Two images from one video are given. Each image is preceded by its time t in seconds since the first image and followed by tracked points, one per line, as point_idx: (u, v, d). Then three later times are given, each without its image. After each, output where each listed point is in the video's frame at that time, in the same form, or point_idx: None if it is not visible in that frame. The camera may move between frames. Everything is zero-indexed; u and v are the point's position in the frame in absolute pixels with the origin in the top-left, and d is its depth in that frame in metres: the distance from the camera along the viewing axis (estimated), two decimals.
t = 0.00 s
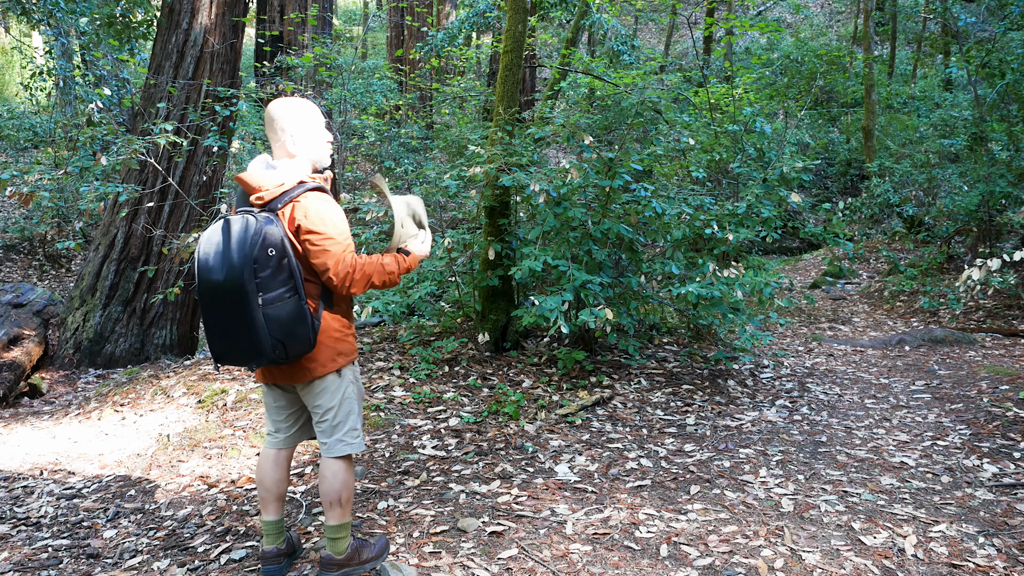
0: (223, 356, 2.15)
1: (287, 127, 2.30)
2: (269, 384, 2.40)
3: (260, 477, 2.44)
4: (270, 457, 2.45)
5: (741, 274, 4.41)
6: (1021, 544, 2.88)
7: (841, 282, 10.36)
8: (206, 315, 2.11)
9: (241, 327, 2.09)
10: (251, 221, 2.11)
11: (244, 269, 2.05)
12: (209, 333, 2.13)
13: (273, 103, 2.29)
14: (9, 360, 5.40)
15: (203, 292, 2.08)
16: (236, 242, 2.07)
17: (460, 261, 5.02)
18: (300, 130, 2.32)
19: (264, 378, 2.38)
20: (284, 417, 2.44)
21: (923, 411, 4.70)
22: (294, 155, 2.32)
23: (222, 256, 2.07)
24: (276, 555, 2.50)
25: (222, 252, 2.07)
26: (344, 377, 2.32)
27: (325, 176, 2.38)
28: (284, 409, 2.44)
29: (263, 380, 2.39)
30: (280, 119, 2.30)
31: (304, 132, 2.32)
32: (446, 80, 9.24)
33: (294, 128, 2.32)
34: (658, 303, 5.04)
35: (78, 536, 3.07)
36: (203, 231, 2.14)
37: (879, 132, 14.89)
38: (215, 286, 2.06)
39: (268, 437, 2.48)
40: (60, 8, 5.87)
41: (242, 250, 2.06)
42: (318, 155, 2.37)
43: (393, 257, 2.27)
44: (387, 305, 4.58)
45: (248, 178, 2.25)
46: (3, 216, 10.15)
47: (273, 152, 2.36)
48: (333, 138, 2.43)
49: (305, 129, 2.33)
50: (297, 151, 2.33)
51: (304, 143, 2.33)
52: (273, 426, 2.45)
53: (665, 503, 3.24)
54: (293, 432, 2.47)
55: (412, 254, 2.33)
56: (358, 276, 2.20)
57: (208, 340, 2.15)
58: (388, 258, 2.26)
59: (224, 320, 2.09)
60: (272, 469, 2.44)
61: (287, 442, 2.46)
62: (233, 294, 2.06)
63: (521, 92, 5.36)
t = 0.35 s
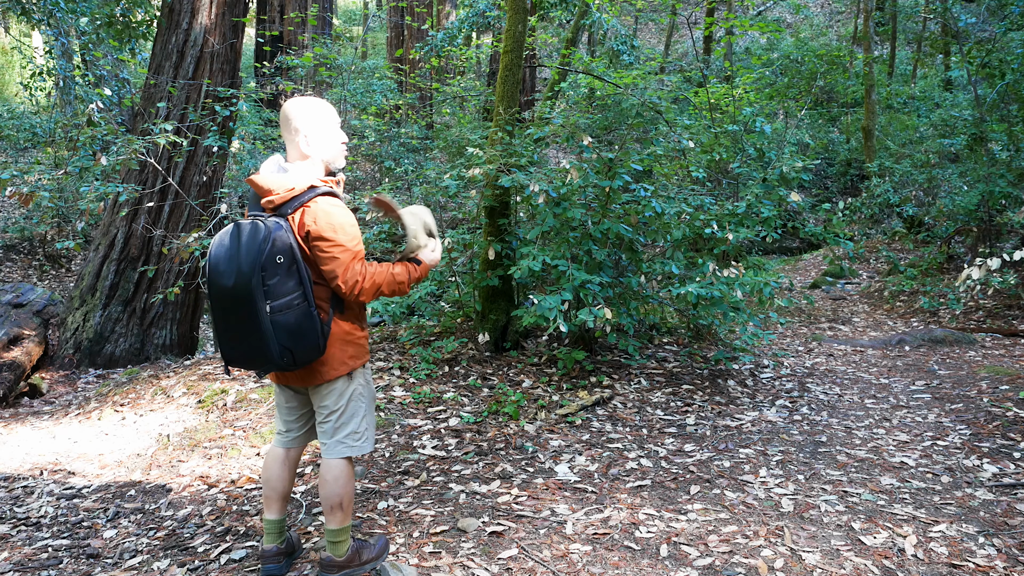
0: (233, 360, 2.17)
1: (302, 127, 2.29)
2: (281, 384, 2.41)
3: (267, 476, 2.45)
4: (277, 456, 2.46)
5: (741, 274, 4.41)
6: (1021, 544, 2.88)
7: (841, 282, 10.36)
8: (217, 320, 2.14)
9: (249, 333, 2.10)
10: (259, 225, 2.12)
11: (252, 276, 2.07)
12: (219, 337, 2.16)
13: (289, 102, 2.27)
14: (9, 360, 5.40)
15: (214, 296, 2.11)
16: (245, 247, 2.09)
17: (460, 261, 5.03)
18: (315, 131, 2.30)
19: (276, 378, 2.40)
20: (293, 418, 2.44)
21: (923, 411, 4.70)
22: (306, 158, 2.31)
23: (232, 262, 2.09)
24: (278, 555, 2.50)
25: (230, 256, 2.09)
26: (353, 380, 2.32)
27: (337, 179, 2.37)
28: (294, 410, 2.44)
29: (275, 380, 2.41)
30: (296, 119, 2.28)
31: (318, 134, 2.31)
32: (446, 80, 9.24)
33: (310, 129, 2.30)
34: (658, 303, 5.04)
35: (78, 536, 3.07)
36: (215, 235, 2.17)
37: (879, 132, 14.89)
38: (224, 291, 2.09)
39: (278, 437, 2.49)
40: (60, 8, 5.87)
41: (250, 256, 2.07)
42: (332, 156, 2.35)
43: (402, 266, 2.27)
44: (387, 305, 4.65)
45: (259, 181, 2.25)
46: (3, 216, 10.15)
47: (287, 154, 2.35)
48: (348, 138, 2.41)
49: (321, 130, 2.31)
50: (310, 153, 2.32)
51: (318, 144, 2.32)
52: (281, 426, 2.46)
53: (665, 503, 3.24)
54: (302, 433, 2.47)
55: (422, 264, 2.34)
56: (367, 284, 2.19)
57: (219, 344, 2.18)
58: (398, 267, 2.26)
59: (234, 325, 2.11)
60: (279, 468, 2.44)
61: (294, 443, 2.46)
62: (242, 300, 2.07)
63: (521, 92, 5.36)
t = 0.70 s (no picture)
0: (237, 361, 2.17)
1: (315, 127, 2.29)
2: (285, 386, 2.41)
3: (269, 476, 2.45)
4: (280, 457, 2.46)
5: (741, 274, 4.40)
6: (1021, 544, 2.88)
7: (841, 282, 10.36)
8: (223, 321, 2.13)
9: (255, 335, 2.10)
10: (269, 227, 2.12)
11: (261, 277, 2.07)
12: (225, 337, 2.16)
13: (301, 101, 2.27)
14: (9, 360, 5.40)
15: (220, 297, 2.11)
16: (254, 248, 2.10)
17: (460, 261, 5.04)
18: (326, 132, 2.31)
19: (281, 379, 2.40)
20: (297, 420, 2.44)
21: (923, 411, 4.71)
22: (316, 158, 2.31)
23: (240, 263, 2.09)
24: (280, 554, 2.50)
25: (238, 257, 2.10)
26: (359, 382, 2.33)
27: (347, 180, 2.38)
28: (298, 412, 2.44)
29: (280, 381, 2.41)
30: (307, 118, 2.28)
31: (329, 135, 2.31)
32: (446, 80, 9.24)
33: (321, 129, 2.31)
34: (658, 303, 5.04)
35: (78, 536, 3.07)
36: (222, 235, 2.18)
37: (879, 132, 14.89)
38: (231, 292, 2.09)
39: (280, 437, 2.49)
40: (60, 8, 5.87)
41: (259, 257, 2.08)
42: (343, 157, 2.36)
43: (410, 273, 2.28)
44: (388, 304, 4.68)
45: (270, 180, 2.24)
46: (3, 216, 10.15)
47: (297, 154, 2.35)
48: (358, 139, 2.43)
49: (332, 131, 2.32)
50: (321, 154, 2.32)
51: (330, 144, 2.32)
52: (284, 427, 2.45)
53: (665, 503, 3.24)
54: (305, 434, 2.47)
55: (428, 271, 2.32)
56: (373, 290, 2.20)
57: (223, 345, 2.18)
58: (405, 274, 2.26)
59: (240, 326, 2.11)
60: (281, 469, 2.44)
61: (298, 444, 2.46)
62: (249, 301, 2.07)
63: (521, 92, 5.36)
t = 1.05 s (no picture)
0: (245, 362, 2.17)
1: (321, 127, 2.29)
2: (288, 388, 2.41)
3: (269, 477, 2.45)
4: (281, 457, 2.46)
5: (741, 274, 4.40)
6: (1021, 544, 2.88)
7: (841, 282, 10.37)
8: (232, 322, 2.13)
9: (264, 336, 2.10)
10: (277, 227, 2.11)
11: (271, 279, 2.06)
12: (233, 337, 2.16)
13: (309, 99, 2.29)
14: (9, 360, 5.40)
15: (229, 297, 2.11)
16: (262, 249, 2.09)
17: (460, 261, 5.03)
18: (331, 132, 2.31)
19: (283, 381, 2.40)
20: (300, 422, 2.44)
21: (923, 411, 4.70)
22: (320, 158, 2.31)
23: (250, 264, 2.08)
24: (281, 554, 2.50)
25: (246, 258, 2.09)
26: (365, 384, 2.33)
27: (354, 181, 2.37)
28: (301, 414, 2.44)
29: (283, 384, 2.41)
30: (313, 118, 2.29)
31: (335, 134, 2.31)
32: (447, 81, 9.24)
33: (327, 129, 2.31)
34: (658, 303, 5.04)
35: (78, 536, 3.07)
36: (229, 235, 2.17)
37: (879, 132, 14.89)
38: (240, 293, 2.08)
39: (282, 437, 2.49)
40: (60, 8, 5.88)
41: (267, 258, 2.06)
42: (349, 158, 2.36)
43: (418, 275, 2.28)
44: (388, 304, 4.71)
45: (275, 179, 2.23)
46: (3, 216, 10.15)
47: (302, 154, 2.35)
48: (365, 140, 2.43)
49: (339, 131, 2.32)
50: (325, 154, 2.32)
51: (336, 145, 2.32)
52: (285, 429, 2.45)
53: (665, 503, 3.24)
54: (306, 436, 2.46)
55: (434, 272, 2.34)
56: (382, 291, 2.20)
57: (231, 346, 2.18)
58: (413, 276, 2.26)
59: (250, 328, 2.11)
60: (282, 470, 2.44)
61: (300, 446, 2.46)
62: (259, 303, 2.07)
63: (521, 92, 5.36)
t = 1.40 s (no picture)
0: (254, 363, 2.17)
1: (329, 127, 2.29)
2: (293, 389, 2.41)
3: (271, 476, 2.45)
4: (284, 456, 2.46)
5: (741, 274, 4.40)
6: (1021, 544, 2.88)
7: (841, 282, 10.37)
8: (243, 323, 2.12)
9: (274, 337, 2.09)
10: (287, 229, 2.11)
11: (283, 280, 2.05)
12: (243, 338, 2.15)
13: (316, 99, 2.28)
14: (9, 360, 5.40)
15: (240, 299, 2.10)
16: (273, 250, 2.08)
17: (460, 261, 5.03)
18: (338, 131, 2.31)
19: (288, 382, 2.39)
20: (303, 423, 2.44)
21: (923, 411, 4.71)
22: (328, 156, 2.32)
23: (262, 266, 2.07)
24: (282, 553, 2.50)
25: (257, 259, 2.08)
26: (370, 386, 2.34)
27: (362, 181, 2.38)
28: (304, 416, 2.44)
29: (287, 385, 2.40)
30: (320, 117, 2.28)
31: (342, 133, 2.31)
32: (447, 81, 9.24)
33: (333, 129, 2.31)
34: (658, 303, 5.03)
35: (78, 536, 3.08)
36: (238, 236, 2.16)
37: (879, 132, 14.89)
38: (250, 294, 2.08)
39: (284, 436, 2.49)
40: (60, 8, 5.88)
41: (279, 259, 2.06)
42: (356, 157, 2.37)
43: (427, 276, 2.30)
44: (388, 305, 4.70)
45: (285, 181, 2.23)
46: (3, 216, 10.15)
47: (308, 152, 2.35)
48: (371, 139, 2.44)
49: (346, 131, 2.32)
50: (332, 153, 2.33)
51: (344, 144, 2.33)
52: (288, 428, 2.45)
53: (665, 503, 3.24)
54: (308, 436, 2.46)
55: (442, 272, 2.36)
56: (392, 292, 2.21)
57: (240, 347, 2.17)
58: (423, 277, 2.28)
59: (261, 328, 2.10)
60: (285, 470, 2.44)
61: (303, 446, 2.46)
62: (270, 304, 2.06)
63: (521, 92, 5.35)
